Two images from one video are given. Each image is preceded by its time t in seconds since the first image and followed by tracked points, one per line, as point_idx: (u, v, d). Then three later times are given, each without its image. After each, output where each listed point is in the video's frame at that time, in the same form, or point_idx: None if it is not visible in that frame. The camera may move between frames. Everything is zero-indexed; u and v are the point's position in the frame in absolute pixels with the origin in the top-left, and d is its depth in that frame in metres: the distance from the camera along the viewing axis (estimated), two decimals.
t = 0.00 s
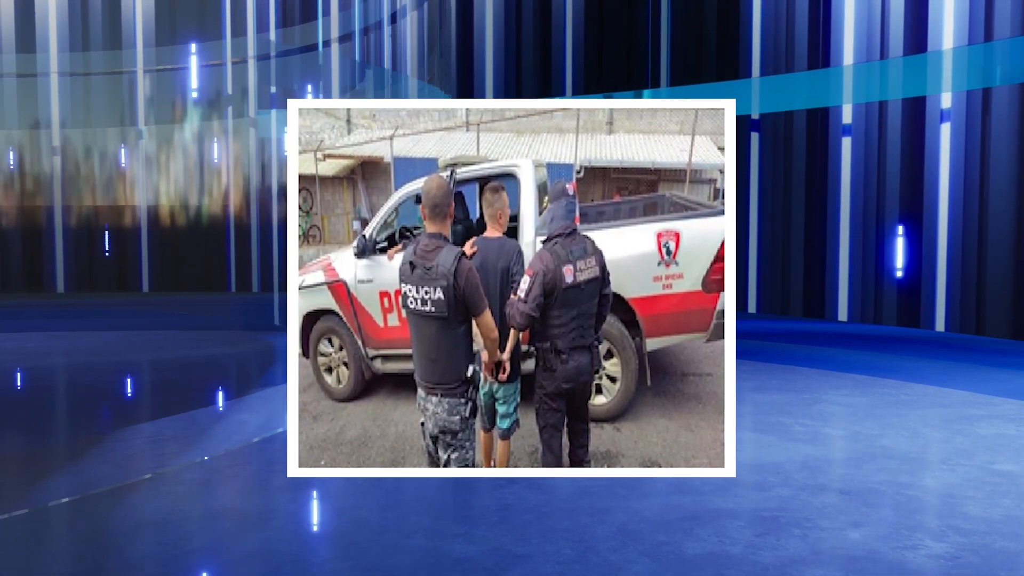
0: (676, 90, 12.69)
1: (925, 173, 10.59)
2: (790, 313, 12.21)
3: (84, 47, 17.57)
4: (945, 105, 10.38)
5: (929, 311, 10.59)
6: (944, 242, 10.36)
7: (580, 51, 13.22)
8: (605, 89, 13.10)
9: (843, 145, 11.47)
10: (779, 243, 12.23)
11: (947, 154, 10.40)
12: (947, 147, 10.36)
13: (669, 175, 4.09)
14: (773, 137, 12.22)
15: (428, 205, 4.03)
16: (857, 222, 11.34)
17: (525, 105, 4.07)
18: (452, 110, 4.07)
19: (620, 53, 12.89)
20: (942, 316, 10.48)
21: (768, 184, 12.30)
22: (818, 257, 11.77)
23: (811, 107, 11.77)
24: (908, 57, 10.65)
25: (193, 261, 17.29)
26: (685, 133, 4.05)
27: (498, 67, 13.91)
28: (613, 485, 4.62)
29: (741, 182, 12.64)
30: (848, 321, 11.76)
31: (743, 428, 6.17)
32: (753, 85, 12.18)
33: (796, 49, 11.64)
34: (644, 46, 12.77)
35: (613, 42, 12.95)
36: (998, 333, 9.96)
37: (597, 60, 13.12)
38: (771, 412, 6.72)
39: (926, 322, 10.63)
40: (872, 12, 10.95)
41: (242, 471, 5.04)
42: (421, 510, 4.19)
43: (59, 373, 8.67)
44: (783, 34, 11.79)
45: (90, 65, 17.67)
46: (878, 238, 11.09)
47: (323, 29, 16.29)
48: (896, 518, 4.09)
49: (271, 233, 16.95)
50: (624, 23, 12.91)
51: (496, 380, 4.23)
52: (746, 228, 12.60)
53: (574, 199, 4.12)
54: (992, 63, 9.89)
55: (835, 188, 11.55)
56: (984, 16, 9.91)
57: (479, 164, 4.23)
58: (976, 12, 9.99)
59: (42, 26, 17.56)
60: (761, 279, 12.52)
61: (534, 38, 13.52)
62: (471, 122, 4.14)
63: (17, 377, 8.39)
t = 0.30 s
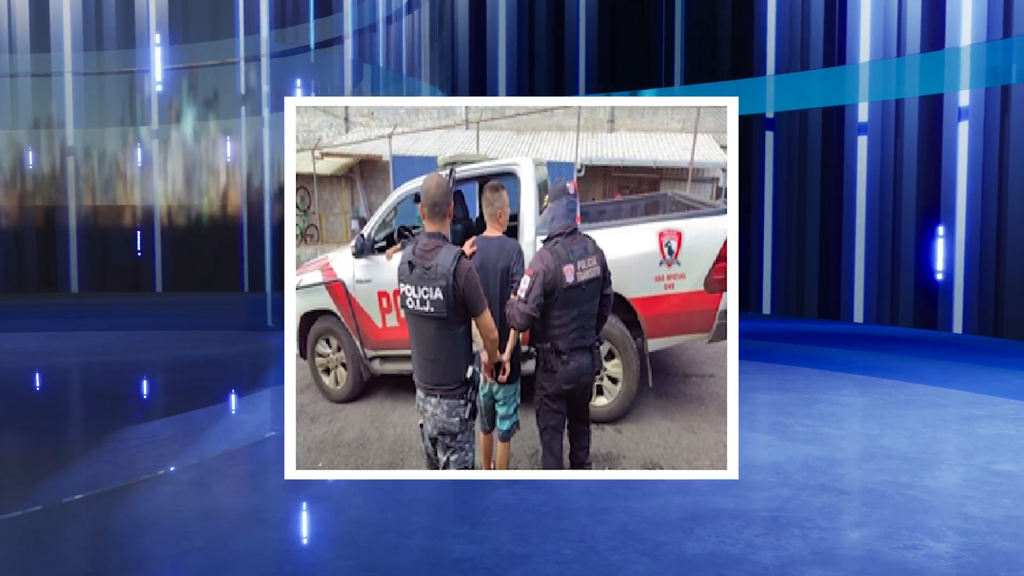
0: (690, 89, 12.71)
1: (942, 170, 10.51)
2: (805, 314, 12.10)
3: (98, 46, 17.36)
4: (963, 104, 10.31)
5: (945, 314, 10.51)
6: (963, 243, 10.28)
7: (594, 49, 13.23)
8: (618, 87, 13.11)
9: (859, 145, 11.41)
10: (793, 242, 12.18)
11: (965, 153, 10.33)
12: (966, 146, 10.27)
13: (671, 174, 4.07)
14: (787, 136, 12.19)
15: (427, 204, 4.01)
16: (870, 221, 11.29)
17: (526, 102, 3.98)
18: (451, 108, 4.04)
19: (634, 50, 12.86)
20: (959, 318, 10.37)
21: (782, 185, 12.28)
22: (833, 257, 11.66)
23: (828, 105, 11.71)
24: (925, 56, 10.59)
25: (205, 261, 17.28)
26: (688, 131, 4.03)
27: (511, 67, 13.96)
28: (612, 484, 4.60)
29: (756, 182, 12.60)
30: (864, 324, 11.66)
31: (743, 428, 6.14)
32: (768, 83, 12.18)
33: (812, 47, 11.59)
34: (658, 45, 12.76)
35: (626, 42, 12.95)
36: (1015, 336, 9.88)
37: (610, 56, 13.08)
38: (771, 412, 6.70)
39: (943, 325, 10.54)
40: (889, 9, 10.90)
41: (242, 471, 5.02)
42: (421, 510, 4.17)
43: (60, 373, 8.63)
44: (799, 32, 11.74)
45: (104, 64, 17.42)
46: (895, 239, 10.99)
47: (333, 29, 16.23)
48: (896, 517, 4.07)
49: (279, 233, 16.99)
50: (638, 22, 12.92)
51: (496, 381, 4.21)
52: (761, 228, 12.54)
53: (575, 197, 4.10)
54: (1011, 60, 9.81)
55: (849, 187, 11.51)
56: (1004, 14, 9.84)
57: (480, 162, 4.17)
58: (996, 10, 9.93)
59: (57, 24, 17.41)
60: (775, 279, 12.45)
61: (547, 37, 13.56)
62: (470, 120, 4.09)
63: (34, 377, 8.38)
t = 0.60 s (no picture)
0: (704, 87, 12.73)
1: (959, 167, 10.31)
2: (820, 316, 12.04)
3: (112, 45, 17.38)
4: (981, 101, 10.10)
5: (963, 315, 10.31)
6: (981, 243, 10.08)
7: (608, 47, 13.33)
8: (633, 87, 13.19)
9: (876, 144, 11.28)
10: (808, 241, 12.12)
11: (983, 147, 10.09)
12: (984, 140, 10.04)
13: (672, 172, 4.00)
14: (804, 135, 12.17)
15: (427, 204, 3.96)
16: (888, 218, 11.13)
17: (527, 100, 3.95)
18: (451, 106, 4.01)
19: (648, 49, 12.92)
20: (976, 320, 10.19)
21: (797, 185, 12.28)
22: (850, 257, 11.55)
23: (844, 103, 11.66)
24: (942, 51, 10.43)
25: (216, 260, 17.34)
26: (689, 129, 4.00)
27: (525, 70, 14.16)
28: (613, 484, 4.59)
29: (772, 182, 12.60)
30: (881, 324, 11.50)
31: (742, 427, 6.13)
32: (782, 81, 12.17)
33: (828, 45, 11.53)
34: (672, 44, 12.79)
35: (640, 43, 13.01)
36: None
37: (624, 61, 13.22)
38: (772, 412, 6.69)
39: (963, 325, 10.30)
40: (905, 6, 10.81)
41: (242, 471, 5.00)
42: (420, 510, 4.15)
43: (64, 373, 8.63)
44: (815, 32, 11.73)
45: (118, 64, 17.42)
46: (911, 233, 10.84)
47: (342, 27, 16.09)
48: (896, 517, 4.05)
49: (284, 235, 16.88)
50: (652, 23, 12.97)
51: (496, 383, 4.18)
52: (775, 227, 12.55)
53: (576, 196, 4.06)
54: None
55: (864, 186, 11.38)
56: None
57: (478, 161, 4.15)
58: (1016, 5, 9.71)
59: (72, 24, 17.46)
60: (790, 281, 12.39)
61: (560, 38, 13.69)
62: (470, 119, 4.07)
63: (54, 377, 8.37)
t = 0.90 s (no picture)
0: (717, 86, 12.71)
1: (979, 167, 10.26)
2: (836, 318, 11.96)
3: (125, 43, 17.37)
4: (1001, 99, 10.08)
5: (981, 318, 10.27)
6: (999, 243, 10.04)
7: (621, 47, 13.26)
8: (646, 86, 13.13)
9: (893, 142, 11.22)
10: (824, 241, 12.05)
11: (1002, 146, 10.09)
12: (1003, 140, 10.03)
13: (674, 171, 4.01)
14: (819, 134, 12.12)
15: (427, 203, 3.91)
16: (905, 219, 11.07)
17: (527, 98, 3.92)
18: (450, 104, 3.99)
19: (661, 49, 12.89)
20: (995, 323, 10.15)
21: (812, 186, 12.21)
22: (866, 260, 11.47)
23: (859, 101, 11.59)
24: (960, 49, 10.37)
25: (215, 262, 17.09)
26: (691, 128, 4.00)
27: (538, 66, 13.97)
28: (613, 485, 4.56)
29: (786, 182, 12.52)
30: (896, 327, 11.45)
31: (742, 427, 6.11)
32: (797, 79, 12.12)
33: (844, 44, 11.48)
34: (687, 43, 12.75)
35: (654, 41, 12.97)
36: None
37: (638, 61, 13.14)
38: (773, 412, 6.66)
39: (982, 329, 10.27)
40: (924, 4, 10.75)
41: (241, 471, 4.97)
42: (419, 510, 4.12)
43: (67, 373, 8.60)
44: (830, 31, 11.69)
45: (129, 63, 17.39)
46: (929, 233, 10.78)
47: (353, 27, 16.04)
48: (896, 517, 4.03)
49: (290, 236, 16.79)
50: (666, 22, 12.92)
51: (496, 384, 4.17)
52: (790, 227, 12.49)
53: (576, 195, 4.07)
54: None
55: (881, 185, 11.32)
56: None
57: (477, 160, 4.14)
58: None
59: (84, 24, 17.36)
60: (805, 282, 12.31)
61: (573, 35, 13.59)
62: (469, 116, 4.04)
63: (73, 376, 8.34)
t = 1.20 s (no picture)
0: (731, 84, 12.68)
1: (998, 169, 10.22)
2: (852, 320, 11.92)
3: (138, 42, 17.45)
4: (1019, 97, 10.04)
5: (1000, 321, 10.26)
6: (1017, 246, 10.00)
7: (636, 48, 13.16)
8: (659, 85, 13.03)
9: (909, 142, 11.20)
10: (843, 239, 11.98)
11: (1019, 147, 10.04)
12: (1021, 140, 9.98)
13: (676, 170, 3.99)
14: (835, 134, 12.07)
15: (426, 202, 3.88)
16: (921, 222, 11.04)
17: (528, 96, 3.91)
18: (449, 102, 3.98)
19: (676, 48, 12.83)
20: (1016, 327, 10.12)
21: (826, 186, 12.20)
22: (882, 265, 11.43)
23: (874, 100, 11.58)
24: (978, 47, 10.38)
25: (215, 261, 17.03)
26: (694, 126, 3.98)
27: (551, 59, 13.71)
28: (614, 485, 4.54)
29: (799, 181, 12.48)
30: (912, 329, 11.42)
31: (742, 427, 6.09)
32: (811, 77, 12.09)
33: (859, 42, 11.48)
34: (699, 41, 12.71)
35: (668, 38, 12.90)
36: None
37: (651, 59, 13.04)
38: (774, 412, 6.64)
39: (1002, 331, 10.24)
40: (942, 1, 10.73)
41: (241, 471, 4.94)
42: (419, 510, 4.10)
43: (72, 373, 8.58)
44: (845, 31, 11.67)
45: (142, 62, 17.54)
46: (946, 242, 10.73)
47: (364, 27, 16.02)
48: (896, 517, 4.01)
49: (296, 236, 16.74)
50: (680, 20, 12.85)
51: (496, 385, 4.15)
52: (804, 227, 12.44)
53: (576, 194, 4.06)
54: None
55: (899, 186, 11.30)
56: None
57: (478, 158, 4.12)
58: None
59: (96, 25, 17.48)
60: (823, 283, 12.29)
61: (585, 32, 13.43)
62: (469, 115, 4.02)
63: (82, 377, 8.32)
